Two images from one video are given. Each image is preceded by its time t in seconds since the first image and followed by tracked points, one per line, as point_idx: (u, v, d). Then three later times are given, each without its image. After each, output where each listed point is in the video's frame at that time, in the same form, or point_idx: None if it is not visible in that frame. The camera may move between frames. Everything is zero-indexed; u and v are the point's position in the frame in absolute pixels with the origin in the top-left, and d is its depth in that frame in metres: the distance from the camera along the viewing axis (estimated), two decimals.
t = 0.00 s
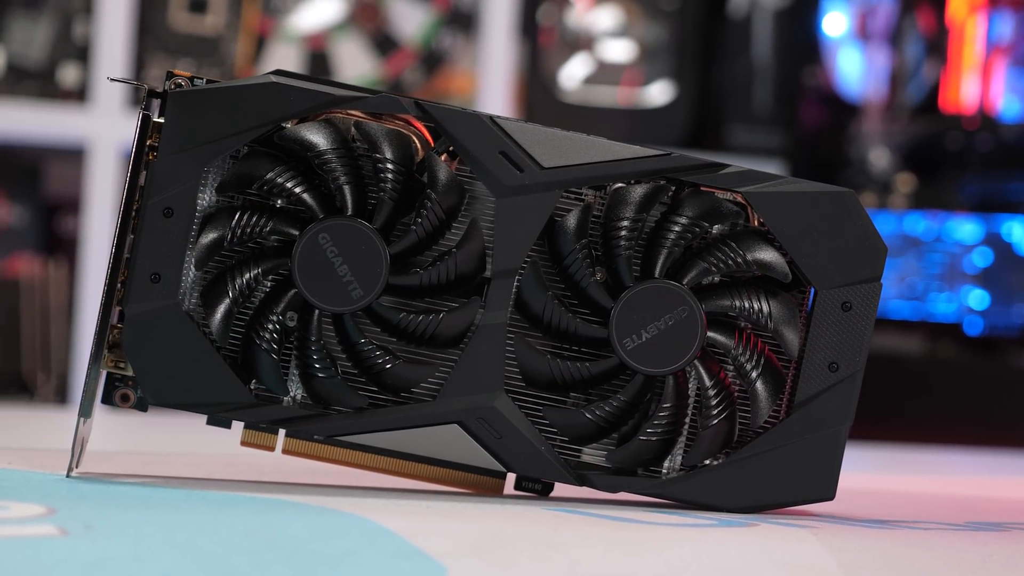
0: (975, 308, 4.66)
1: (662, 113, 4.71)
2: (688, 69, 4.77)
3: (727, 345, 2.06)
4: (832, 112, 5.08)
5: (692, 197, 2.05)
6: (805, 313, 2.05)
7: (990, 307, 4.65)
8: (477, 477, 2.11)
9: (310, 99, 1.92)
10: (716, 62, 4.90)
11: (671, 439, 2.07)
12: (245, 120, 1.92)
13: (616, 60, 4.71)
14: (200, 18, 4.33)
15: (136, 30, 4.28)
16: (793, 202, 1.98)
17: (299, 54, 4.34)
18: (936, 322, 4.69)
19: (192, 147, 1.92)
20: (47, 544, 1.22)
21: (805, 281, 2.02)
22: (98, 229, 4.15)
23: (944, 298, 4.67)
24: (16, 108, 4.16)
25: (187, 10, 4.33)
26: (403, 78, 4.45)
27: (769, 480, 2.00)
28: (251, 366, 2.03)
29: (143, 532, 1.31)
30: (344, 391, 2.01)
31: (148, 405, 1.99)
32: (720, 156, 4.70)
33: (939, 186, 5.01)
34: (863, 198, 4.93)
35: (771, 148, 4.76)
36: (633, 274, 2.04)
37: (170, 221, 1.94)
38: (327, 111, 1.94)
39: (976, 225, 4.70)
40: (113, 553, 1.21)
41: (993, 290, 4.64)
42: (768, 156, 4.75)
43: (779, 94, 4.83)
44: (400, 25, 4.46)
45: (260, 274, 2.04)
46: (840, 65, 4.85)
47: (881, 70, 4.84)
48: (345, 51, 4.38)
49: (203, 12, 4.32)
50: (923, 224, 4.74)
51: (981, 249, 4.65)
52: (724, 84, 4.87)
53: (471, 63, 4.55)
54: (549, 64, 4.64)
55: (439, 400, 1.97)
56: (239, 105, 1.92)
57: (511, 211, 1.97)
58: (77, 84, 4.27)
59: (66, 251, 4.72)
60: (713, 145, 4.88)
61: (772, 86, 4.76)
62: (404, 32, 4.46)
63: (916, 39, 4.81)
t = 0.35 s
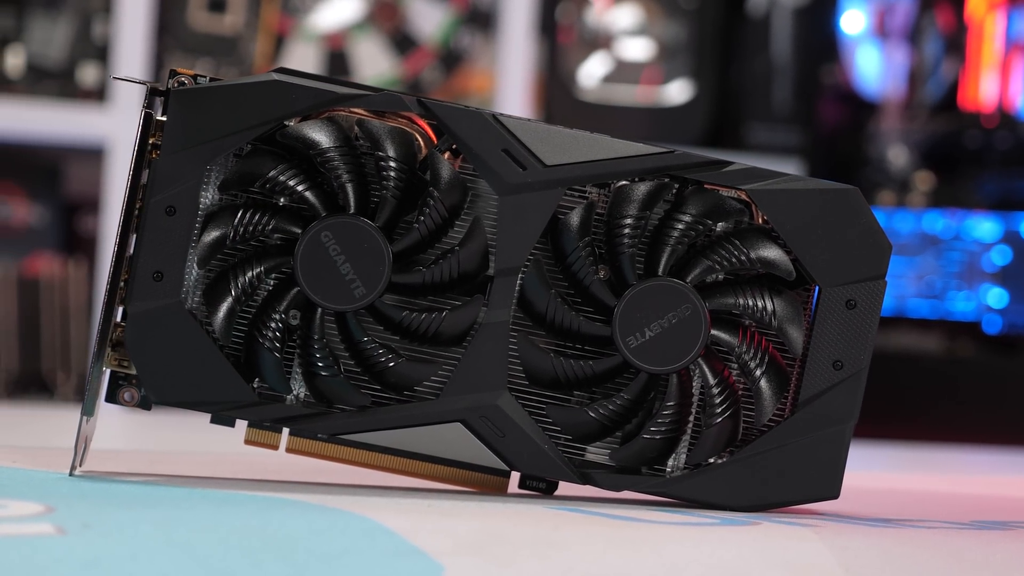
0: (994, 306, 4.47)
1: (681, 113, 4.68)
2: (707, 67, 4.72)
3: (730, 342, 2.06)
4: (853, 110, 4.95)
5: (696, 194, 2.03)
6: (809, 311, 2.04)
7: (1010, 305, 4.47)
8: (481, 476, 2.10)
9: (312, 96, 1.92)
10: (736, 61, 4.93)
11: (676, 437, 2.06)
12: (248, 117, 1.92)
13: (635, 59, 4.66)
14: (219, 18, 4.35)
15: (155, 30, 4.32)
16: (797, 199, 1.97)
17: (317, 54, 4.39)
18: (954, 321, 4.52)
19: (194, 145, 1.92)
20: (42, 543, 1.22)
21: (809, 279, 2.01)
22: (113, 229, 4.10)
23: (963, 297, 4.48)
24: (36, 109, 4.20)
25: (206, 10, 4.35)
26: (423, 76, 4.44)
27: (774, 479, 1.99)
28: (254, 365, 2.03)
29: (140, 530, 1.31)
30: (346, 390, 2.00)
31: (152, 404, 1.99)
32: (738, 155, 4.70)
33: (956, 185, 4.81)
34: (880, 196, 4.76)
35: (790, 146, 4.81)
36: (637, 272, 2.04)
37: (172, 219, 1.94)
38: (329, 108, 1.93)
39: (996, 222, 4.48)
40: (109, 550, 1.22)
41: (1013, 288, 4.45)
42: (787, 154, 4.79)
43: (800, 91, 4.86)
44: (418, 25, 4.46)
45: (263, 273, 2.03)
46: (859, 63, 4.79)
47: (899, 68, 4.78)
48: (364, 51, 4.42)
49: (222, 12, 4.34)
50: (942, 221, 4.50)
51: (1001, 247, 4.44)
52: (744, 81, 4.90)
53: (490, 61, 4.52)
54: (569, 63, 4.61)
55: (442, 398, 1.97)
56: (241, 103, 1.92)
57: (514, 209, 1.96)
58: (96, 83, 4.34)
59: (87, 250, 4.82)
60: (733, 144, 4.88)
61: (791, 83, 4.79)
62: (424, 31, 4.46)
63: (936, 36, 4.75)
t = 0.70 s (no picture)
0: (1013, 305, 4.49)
1: (697, 112, 4.64)
2: (726, 65, 4.69)
3: (734, 341, 2.04)
4: (870, 108, 5.03)
5: (698, 191, 2.02)
6: (813, 309, 2.03)
7: None
8: (484, 474, 2.09)
9: (315, 94, 1.92)
10: (755, 60, 4.85)
11: (679, 436, 2.06)
12: (250, 115, 1.92)
13: (653, 57, 4.67)
14: (238, 17, 4.40)
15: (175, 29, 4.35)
16: (800, 197, 1.96)
17: (335, 52, 4.41)
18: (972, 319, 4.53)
19: (196, 142, 1.92)
20: (37, 541, 1.22)
21: (813, 277, 2.00)
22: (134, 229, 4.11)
23: (981, 295, 4.50)
24: (54, 108, 4.22)
25: (224, 10, 4.40)
26: (441, 75, 4.49)
27: (777, 478, 1.98)
28: (256, 363, 2.03)
29: (136, 529, 1.31)
30: (349, 388, 2.00)
31: (156, 403, 1.98)
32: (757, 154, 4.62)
33: (976, 183, 4.92)
34: (898, 194, 4.93)
35: (808, 145, 4.72)
36: (640, 269, 2.03)
37: (175, 218, 1.94)
38: (331, 106, 1.93)
39: (1014, 221, 4.53)
40: (105, 548, 1.22)
41: None
42: (806, 153, 4.71)
43: (819, 90, 4.77)
44: (437, 23, 4.51)
45: (265, 271, 2.03)
46: (878, 61, 4.76)
47: (918, 66, 4.77)
48: (382, 50, 4.45)
49: (240, 12, 4.39)
50: (960, 219, 4.55)
51: (1019, 245, 4.48)
52: (763, 80, 4.80)
53: (508, 60, 4.58)
54: (587, 63, 4.63)
55: (445, 397, 1.96)
56: (243, 101, 1.91)
57: (516, 207, 1.96)
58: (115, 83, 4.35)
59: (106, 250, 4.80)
60: (752, 143, 4.81)
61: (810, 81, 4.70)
62: (442, 31, 4.51)
63: (953, 34, 4.73)
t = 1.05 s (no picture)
0: None
1: (717, 110, 4.76)
2: (744, 65, 4.77)
3: (736, 339, 2.03)
4: (887, 106, 5.21)
5: (701, 189, 2.02)
6: (817, 307, 2.02)
7: None
8: (487, 473, 2.09)
9: (315, 92, 1.91)
10: (774, 58, 4.98)
11: (682, 434, 2.05)
12: (251, 113, 1.92)
13: (671, 56, 4.76)
14: (256, 17, 4.46)
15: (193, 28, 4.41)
16: (804, 194, 1.95)
17: (353, 52, 4.50)
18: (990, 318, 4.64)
19: (198, 141, 1.92)
20: (35, 539, 1.22)
21: (815, 275, 1.99)
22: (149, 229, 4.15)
23: (999, 294, 4.61)
24: (75, 109, 4.29)
25: (243, 10, 4.45)
26: (458, 74, 4.57)
27: (780, 477, 1.97)
28: (258, 362, 2.03)
29: (134, 528, 1.31)
30: (350, 386, 2.00)
31: (158, 402, 1.99)
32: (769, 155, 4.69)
33: (993, 181, 5.04)
34: (915, 194, 5.04)
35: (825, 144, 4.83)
36: (642, 267, 2.03)
37: (176, 216, 1.94)
38: (332, 104, 1.93)
39: None
40: (102, 546, 1.22)
41: None
42: (823, 151, 4.82)
43: (836, 89, 4.90)
44: (455, 22, 4.60)
45: (267, 269, 2.03)
46: (896, 59, 4.93)
47: (936, 64, 4.94)
48: (400, 49, 4.54)
49: (259, 12, 4.45)
50: (978, 219, 4.63)
51: None
52: (780, 78, 4.95)
53: (525, 59, 4.66)
54: (605, 60, 4.74)
55: (447, 395, 1.96)
56: (244, 99, 1.91)
57: (518, 205, 1.95)
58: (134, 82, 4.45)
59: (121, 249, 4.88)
60: (770, 141, 4.98)
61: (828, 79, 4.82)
62: (459, 30, 4.60)
63: (971, 32, 4.93)
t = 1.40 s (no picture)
0: None
1: (735, 111, 4.76)
2: (762, 64, 4.77)
3: (738, 337, 2.04)
4: (904, 105, 5.33)
5: (702, 187, 2.01)
6: (819, 306, 2.01)
7: None
8: (489, 472, 2.08)
9: (316, 90, 1.91)
10: (792, 58, 5.00)
11: (684, 433, 2.04)
12: (252, 112, 1.91)
13: (688, 54, 4.73)
14: (273, 16, 4.48)
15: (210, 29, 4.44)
16: (806, 193, 1.94)
17: (370, 51, 4.54)
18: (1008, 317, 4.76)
19: (199, 140, 1.92)
20: (29, 540, 1.21)
21: (818, 273, 1.98)
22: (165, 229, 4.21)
23: (1017, 293, 4.73)
24: (92, 109, 4.32)
25: (260, 10, 4.48)
26: (475, 74, 4.61)
27: (781, 476, 1.97)
28: (260, 361, 2.03)
29: (130, 527, 1.30)
30: (352, 385, 2.00)
31: (160, 400, 1.98)
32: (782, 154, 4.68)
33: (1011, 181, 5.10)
34: (933, 192, 5.14)
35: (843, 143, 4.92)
36: (643, 266, 2.02)
37: (177, 215, 1.94)
38: (333, 103, 1.92)
39: None
40: (97, 548, 1.21)
41: None
42: (840, 150, 4.89)
43: (855, 89, 4.96)
44: (472, 22, 4.64)
45: (268, 268, 2.03)
46: (913, 57, 4.98)
47: (953, 62, 4.97)
48: (418, 48, 4.59)
49: (276, 12, 4.48)
50: (996, 217, 4.74)
51: None
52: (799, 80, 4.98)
53: (543, 58, 4.69)
54: (623, 60, 4.73)
55: (448, 394, 1.96)
56: (245, 97, 1.91)
57: (520, 203, 1.95)
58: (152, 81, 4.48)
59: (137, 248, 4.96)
60: (787, 140, 4.97)
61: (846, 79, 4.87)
62: (476, 28, 4.64)
63: (989, 30, 4.91)
